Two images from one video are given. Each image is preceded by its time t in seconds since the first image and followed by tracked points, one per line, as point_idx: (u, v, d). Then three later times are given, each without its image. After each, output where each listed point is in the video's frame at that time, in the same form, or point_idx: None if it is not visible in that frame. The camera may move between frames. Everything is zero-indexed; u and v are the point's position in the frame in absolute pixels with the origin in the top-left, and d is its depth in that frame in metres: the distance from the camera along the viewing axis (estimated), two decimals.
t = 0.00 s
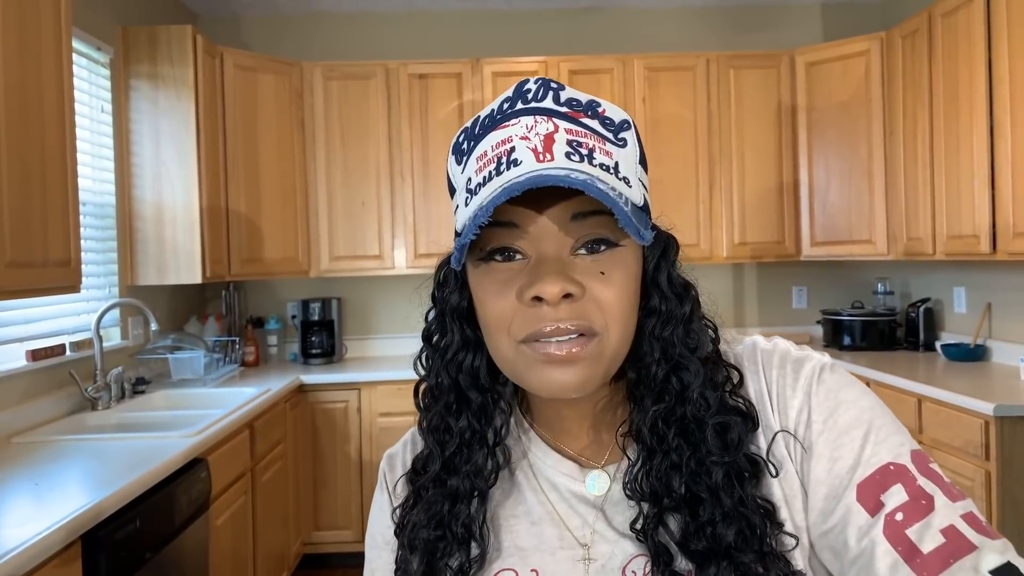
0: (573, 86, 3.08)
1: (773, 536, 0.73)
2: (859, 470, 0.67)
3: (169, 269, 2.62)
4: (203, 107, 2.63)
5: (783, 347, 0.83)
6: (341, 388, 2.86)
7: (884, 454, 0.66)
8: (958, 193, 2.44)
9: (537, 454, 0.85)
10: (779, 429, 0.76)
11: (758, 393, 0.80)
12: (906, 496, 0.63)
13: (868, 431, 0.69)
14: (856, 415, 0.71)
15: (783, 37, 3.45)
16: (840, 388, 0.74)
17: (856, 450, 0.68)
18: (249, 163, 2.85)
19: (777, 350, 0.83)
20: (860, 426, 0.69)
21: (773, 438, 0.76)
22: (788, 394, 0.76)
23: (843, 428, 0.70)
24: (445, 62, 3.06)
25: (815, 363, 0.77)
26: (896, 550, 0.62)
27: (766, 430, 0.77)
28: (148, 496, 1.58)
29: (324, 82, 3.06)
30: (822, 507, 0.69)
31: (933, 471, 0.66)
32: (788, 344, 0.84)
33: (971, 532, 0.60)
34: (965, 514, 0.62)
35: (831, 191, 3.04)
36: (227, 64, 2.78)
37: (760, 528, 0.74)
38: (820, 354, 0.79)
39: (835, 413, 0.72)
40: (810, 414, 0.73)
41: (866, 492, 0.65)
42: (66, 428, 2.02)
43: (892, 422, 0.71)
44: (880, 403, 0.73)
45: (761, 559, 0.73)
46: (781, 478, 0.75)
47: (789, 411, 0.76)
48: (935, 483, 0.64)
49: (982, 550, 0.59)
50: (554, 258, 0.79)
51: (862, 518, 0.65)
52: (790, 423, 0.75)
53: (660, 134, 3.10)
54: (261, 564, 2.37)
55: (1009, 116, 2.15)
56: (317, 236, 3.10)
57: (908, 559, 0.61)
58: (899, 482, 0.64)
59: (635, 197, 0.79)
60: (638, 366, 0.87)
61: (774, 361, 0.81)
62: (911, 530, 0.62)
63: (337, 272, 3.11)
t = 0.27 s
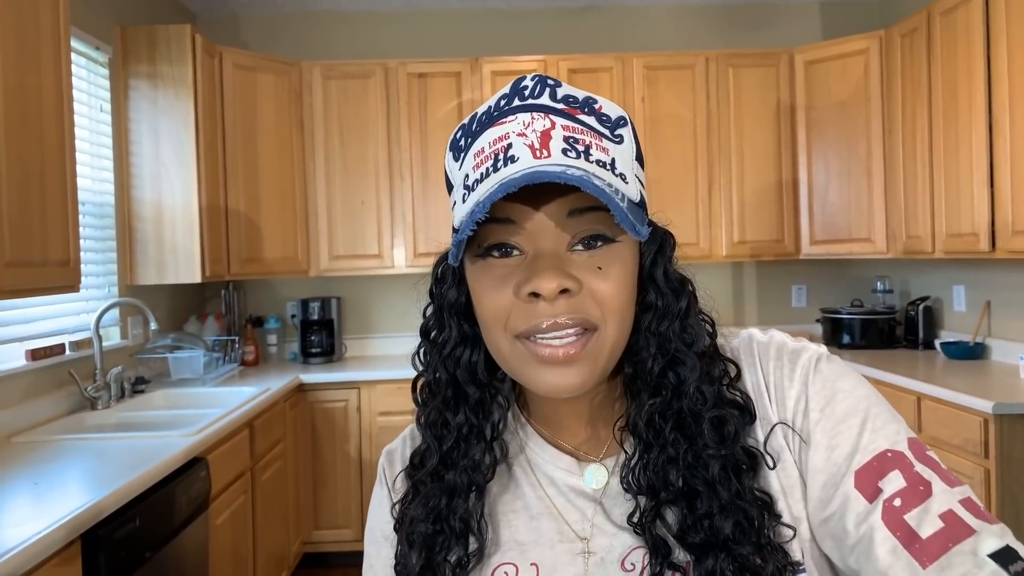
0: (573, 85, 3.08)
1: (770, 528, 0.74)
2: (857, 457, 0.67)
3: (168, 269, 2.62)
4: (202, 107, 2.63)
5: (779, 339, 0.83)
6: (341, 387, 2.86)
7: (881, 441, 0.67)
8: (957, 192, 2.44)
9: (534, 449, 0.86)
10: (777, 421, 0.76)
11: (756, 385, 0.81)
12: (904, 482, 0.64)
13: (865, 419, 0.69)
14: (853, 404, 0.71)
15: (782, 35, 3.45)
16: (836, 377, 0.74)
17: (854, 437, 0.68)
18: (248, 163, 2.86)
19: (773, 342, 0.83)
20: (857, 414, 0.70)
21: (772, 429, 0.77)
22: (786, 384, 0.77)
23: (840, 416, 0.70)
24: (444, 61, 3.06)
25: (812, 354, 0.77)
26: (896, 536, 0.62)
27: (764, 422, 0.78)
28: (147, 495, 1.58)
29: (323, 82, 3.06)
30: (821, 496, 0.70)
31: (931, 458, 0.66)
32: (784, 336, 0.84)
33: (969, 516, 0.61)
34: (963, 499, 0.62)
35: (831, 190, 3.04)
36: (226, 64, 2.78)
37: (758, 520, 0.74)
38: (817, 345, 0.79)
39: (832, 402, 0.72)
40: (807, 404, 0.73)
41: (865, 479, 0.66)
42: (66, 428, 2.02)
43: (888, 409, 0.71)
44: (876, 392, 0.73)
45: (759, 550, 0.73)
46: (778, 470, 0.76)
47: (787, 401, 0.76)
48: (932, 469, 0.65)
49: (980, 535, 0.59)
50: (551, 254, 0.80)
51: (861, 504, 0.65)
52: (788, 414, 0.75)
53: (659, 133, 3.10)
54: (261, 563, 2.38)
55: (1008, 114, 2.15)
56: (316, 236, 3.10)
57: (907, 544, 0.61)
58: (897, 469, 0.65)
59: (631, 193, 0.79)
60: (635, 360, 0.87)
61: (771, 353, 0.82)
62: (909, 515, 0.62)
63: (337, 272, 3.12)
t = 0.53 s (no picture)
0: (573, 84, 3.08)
1: (772, 532, 0.74)
2: (865, 471, 0.68)
3: (169, 268, 2.62)
4: (203, 106, 2.63)
5: (784, 346, 0.83)
6: (342, 386, 2.86)
7: (889, 457, 0.68)
8: (959, 190, 2.43)
9: (532, 445, 0.86)
10: (782, 429, 0.76)
11: (760, 390, 0.81)
12: (912, 498, 0.65)
13: (873, 434, 0.70)
14: (862, 418, 0.71)
15: (783, 34, 3.45)
16: (843, 390, 0.74)
17: (862, 451, 0.69)
18: (249, 162, 2.86)
19: (779, 349, 0.83)
20: (865, 428, 0.70)
21: (775, 436, 0.77)
22: (793, 394, 0.77)
23: (848, 430, 0.71)
24: (444, 60, 3.06)
25: (819, 365, 0.77)
26: (904, 550, 0.63)
27: (767, 427, 0.78)
28: (148, 494, 1.58)
29: (324, 81, 3.06)
30: (826, 506, 0.70)
31: (935, 476, 0.67)
32: (789, 343, 0.84)
33: (974, 537, 0.62)
34: (966, 520, 0.64)
35: (832, 188, 3.04)
36: (226, 63, 2.78)
37: (760, 522, 0.74)
38: (823, 355, 0.79)
39: (840, 415, 0.72)
40: (814, 415, 0.74)
41: (873, 493, 0.66)
42: (67, 427, 2.02)
43: (894, 425, 0.72)
44: (882, 408, 0.74)
45: (760, 553, 0.73)
46: (779, 472, 0.76)
47: (794, 410, 0.76)
48: (937, 488, 0.66)
49: (985, 556, 0.61)
50: (545, 242, 0.79)
51: (869, 518, 0.66)
52: (795, 423, 0.75)
53: (659, 132, 3.10)
54: (263, 562, 2.38)
55: (1010, 112, 2.15)
56: (317, 235, 3.10)
57: (915, 559, 0.62)
58: (904, 485, 0.66)
59: (627, 186, 0.78)
60: (634, 356, 0.87)
61: (777, 360, 0.81)
62: (918, 531, 0.63)
63: (337, 271, 3.12)
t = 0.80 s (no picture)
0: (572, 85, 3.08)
1: (770, 535, 0.74)
2: (863, 475, 0.68)
3: (168, 270, 2.62)
4: (201, 108, 2.63)
5: (781, 347, 0.82)
6: (341, 388, 2.86)
7: (886, 462, 0.68)
8: (957, 191, 2.44)
9: (532, 449, 0.86)
10: (780, 432, 0.76)
11: (758, 394, 0.80)
12: (909, 504, 0.65)
13: (870, 439, 0.70)
14: (859, 423, 0.71)
15: (781, 35, 3.45)
16: (841, 394, 0.74)
17: (859, 456, 0.69)
18: (247, 164, 2.85)
19: (777, 351, 0.82)
20: (863, 433, 0.70)
21: (774, 440, 0.77)
22: (791, 397, 0.76)
23: (846, 434, 0.71)
24: (443, 62, 3.06)
25: (817, 367, 0.76)
26: (901, 556, 0.63)
27: (766, 432, 0.78)
28: (147, 497, 1.58)
29: (322, 83, 3.06)
30: (823, 511, 0.70)
31: (932, 481, 0.67)
32: (786, 344, 0.83)
33: (971, 542, 0.63)
34: (964, 524, 0.64)
35: (830, 190, 3.04)
36: (225, 64, 2.78)
37: (758, 525, 0.74)
38: (820, 358, 0.79)
39: (838, 419, 0.72)
40: (812, 419, 0.73)
41: (870, 498, 0.67)
42: (65, 429, 2.02)
43: (891, 429, 0.72)
44: (879, 410, 0.73)
45: (758, 555, 0.73)
46: (776, 476, 0.76)
47: (792, 414, 0.75)
48: (935, 492, 0.66)
49: (983, 561, 0.61)
50: (549, 247, 0.79)
51: (865, 523, 0.66)
52: (792, 427, 0.75)
53: (658, 134, 3.10)
54: (262, 565, 2.38)
55: (1008, 113, 2.15)
56: (315, 237, 3.10)
57: (913, 565, 0.63)
58: (902, 490, 0.66)
59: (630, 189, 0.79)
60: (636, 359, 0.87)
61: (775, 363, 0.81)
62: (915, 536, 0.64)
63: (336, 273, 3.11)
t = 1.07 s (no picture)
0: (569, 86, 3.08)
1: (761, 533, 0.74)
2: (859, 491, 0.68)
3: (165, 270, 2.62)
4: (199, 108, 2.63)
5: (780, 355, 0.82)
6: (338, 389, 2.86)
7: (882, 479, 0.68)
8: (954, 191, 2.44)
9: (526, 451, 0.86)
10: (777, 441, 0.76)
11: (754, 398, 0.80)
12: (903, 522, 0.66)
13: (867, 455, 0.70)
14: (857, 438, 0.71)
15: (778, 36, 3.46)
16: (840, 408, 0.74)
17: (855, 471, 0.69)
18: (244, 164, 2.85)
19: (775, 359, 0.82)
20: (861, 448, 0.70)
21: (769, 447, 0.76)
22: (792, 406, 0.76)
23: (843, 449, 0.71)
24: (441, 62, 3.06)
25: (817, 379, 0.76)
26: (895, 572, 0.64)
27: (762, 435, 0.77)
28: (143, 497, 1.58)
29: (320, 83, 3.06)
30: (818, 522, 0.70)
31: (925, 501, 0.68)
32: (784, 352, 0.83)
33: (959, 563, 0.64)
34: (952, 545, 0.66)
35: (827, 190, 3.05)
36: (222, 64, 2.77)
37: (749, 522, 0.74)
38: (818, 368, 0.78)
39: (837, 433, 0.72)
40: (811, 430, 0.73)
41: (866, 513, 0.67)
42: (61, 430, 2.01)
43: (886, 446, 0.72)
44: (875, 425, 0.74)
45: (749, 553, 0.73)
46: (768, 474, 0.76)
47: (791, 422, 0.75)
48: (926, 511, 0.67)
49: None
50: (549, 255, 0.79)
51: (859, 538, 0.66)
52: (790, 436, 0.75)
53: (655, 134, 3.11)
54: (258, 566, 2.37)
55: (1004, 115, 2.16)
56: (313, 237, 3.10)
57: None
58: (896, 507, 0.67)
59: (627, 194, 0.79)
60: (631, 359, 0.87)
61: (773, 371, 0.80)
62: (909, 553, 0.64)
63: (333, 273, 3.11)
